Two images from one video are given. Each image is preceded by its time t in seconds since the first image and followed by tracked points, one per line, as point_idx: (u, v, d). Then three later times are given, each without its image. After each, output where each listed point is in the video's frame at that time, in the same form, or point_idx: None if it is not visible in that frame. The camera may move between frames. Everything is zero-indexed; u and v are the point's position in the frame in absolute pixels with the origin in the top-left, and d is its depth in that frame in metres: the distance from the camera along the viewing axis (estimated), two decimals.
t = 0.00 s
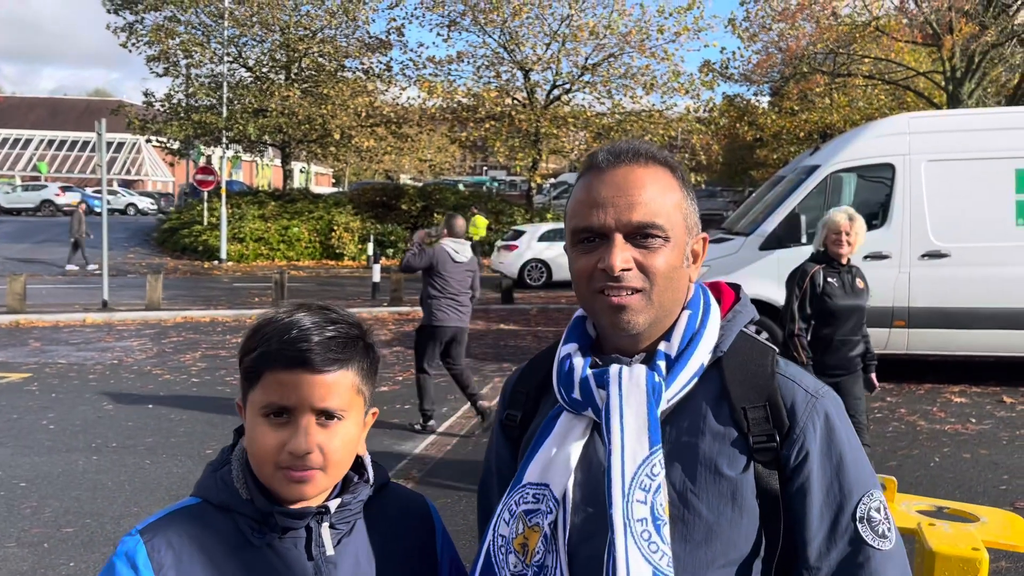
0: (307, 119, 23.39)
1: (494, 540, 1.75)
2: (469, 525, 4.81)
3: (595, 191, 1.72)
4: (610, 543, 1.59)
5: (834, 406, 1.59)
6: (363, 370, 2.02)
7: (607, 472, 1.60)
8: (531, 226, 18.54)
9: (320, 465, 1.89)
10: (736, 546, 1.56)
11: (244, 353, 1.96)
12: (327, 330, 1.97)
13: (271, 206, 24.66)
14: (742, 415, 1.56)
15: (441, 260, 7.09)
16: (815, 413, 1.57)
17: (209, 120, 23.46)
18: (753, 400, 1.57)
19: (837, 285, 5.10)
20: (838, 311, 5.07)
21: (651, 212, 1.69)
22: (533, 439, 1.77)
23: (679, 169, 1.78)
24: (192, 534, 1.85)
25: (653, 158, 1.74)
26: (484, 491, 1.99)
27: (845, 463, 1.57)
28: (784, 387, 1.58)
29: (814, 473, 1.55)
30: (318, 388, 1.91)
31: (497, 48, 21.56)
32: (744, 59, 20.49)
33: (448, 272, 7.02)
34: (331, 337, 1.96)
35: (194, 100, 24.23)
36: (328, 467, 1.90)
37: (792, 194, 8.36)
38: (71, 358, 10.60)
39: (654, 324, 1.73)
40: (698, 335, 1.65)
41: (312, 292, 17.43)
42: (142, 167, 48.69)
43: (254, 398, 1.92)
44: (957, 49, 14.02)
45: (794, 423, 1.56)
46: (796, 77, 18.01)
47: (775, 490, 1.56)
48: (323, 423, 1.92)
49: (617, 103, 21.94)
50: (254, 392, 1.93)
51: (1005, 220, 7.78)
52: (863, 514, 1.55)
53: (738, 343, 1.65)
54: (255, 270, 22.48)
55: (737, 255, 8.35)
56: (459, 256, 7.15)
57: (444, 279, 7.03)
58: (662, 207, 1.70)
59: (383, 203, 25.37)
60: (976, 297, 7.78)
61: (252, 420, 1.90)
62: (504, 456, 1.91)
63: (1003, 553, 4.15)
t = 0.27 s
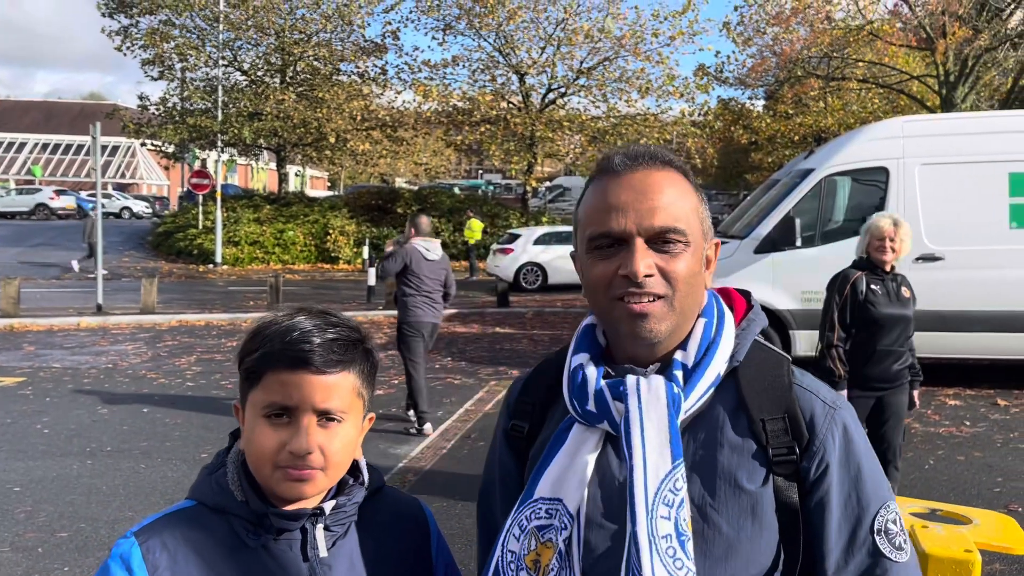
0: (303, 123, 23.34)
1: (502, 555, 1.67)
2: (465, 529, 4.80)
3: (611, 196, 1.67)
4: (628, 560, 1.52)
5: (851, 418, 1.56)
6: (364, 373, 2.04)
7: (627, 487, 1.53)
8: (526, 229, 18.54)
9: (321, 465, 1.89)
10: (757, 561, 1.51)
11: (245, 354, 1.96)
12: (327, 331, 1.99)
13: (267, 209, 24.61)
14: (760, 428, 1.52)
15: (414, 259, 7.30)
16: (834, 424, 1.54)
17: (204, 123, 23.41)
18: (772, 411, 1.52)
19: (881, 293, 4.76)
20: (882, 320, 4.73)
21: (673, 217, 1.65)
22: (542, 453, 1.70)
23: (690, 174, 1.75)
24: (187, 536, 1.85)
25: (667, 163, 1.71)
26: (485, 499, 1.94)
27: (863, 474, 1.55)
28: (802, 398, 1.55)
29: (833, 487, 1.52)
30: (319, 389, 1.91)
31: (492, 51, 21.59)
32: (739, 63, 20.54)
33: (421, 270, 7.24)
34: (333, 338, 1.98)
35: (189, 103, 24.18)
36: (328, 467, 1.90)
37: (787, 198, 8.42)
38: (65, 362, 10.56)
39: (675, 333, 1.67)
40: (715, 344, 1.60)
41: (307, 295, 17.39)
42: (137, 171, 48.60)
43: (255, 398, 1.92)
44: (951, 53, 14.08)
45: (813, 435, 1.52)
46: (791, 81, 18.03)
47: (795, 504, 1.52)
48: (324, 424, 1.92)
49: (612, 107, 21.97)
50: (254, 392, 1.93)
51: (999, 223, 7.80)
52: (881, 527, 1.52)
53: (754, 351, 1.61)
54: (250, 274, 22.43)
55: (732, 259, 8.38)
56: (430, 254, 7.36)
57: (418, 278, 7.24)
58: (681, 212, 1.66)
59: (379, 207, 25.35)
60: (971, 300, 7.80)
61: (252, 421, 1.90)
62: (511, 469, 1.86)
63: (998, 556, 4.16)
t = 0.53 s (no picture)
0: (298, 127, 23.30)
1: (522, 562, 1.63)
2: (462, 533, 4.80)
3: (659, 198, 1.64)
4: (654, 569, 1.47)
5: (894, 443, 1.50)
6: (361, 381, 2.04)
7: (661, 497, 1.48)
8: (522, 232, 18.57)
9: (317, 473, 1.90)
10: None
11: (243, 362, 1.97)
12: (326, 341, 1.99)
13: (262, 212, 24.60)
14: (799, 445, 1.46)
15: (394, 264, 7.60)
16: (876, 449, 1.48)
17: (200, 126, 23.39)
18: (814, 429, 1.47)
19: (913, 296, 4.24)
20: (914, 325, 4.23)
21: (723, 219, 1.62)
22: (570, 459, 1.65)
23: (737, 183, 1.73)
24: (185, 541, 1.86)
25: (717, 168, 1.69)
26: (506, 506, 1.90)
27: (905, 504, 1.48)
28: (843, 419, 1.49)
29: (873, 514, 1.45)
30: (316, 399, 1.92)
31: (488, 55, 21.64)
32: (734, 67, 20.61)
33: (401, 274, 7.56)
34: (330, 347, 1.99)
35: (185, 107, 24.17)
36: (324, 477, 1.91)
37: (781, 202, 8.47)
38: (60, 366, 10.55)
39: (718, 341, 1.62)
40: (756, 358, 1.56)
41: (303, 299, 17.39)
42: (132, 174, 48.59)
43: (253, 407, 1.92)
44: (945, 58, 14.15)
45: (853, 457, 1.47)
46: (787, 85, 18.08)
47: (830, 527, 1.46)
48: (320, 434, 1.93)
49: (608, 110, 22.03)
50: (252, 401, 1.94)
51: (993, 226, 7.84)
52: (919, 559, 1.46)
53: (795, 369, 1.57)
54: (245, 277, 22.43)
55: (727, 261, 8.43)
56: (408, 259, 7.69)
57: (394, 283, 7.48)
58: (730, 216, 1.63)
59: (374, 210, 25.36)
60: (968, 303, 7.83)
61: (250, 429, 1.91)
62: (534, 473, 1.81)
63: (993, 560, 4.17)
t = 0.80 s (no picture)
0: (295, 129, 23.23)
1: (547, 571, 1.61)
2: (458, 536, 4.80)
3: (693, 199, 1.62)
4: None
5: (938, 461, 1.46)
6: (350, 378, 2.04)
7: (690, 511, 1.47)
8: (518, 235, 18.60)
9: (308, 469, 1.90)
10: None
11: (232, 362, 1.98)
12: (313, 338, 2.00)
13: (258, 215, 24.57)
14: (837, 462, 1.43)
15: (370, 261, 7.81)
16: (919, 469, 1.44)
17: (196, 129, 23.36)
18: (851, 446, 1.44)
19: (953, 312, 4.08)
20: (954, 344, 4.06)
21: (757, 220, 1.59)
22: (598, 466, 1.64)
23: (772, 183, 1.70)
24: (180, 543, 1.86)
25: (750, 168, 1.66)
26: (531, 512, 1.91)
27: (948, 526, 1.44)
28: (884, 435, 1.45)
29: (914, 533, 1.42)
30: (303, 394, 1.92)
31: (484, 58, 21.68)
32: (729, 70, 20.66)
33: (377, 271, 7.77)
34: (317, 345, 1.99)
35: (181, 109, 24.14)
36: (316, 473, 1.92)
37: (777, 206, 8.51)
38: (55, 368, 10.53)
39: (753, 348, 1.60)
40: (794, 369, 1.52)
41: (299, 301, 17.38)
42: (128, 176, 48.57)
43: (241, 407, 1.93)
44: (940, 61, 14.20)
45: (895, 476, 1.43)
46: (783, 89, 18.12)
47: (868, 546, 1.43)
48: (309, 431, 1.93)
49: (604, 113, 22.07)
50: (239, 402, 1.95)
51: (988, 230, 7.86)
52: None
53: (836, 380, 1.53)
54: (241, 280, 22.41)
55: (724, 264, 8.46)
56: (383, 257, 7.90)
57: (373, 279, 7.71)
58: (765, 218, 1.60)
59: (371, 212, 25.38)
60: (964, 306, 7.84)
61: (241, 429, 1.91)
62: (562, 479, 1.80)
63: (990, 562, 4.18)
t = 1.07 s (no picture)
0: (291, 131, 23.24)
1: (567, 569, 1.63)
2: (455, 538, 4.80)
3: (720, 204, 1.61)
4: None
5: (972, 480, 1.44)
6: (345, 380, 2.03)
7: (710, 520, 1.47)
8: (516, 237, 18.62)
9: (306, 473, 1.90)
10: None
11: (227, 367, 1.98)
12: (309, 342, 1.99)
13: (255, 217, 24.54)
14: (863, 477, 1.43)
15: (341, 268, 8.28)
16: (950, 488, 1.42)
17: (193, 131, 23.33)
18: (879, 461, 1.43)
19: (996, 311, 3.71)
20: (998, 345, 3.71)
21: (784, 229, 1.57)
22: (623, 466, 1.65)
23: (811, 187, 1.67)
24: (179, 545, 1.86)
25: (785, 171, 1.63)
26: (555, 507, 1.91)
27: (978, 548, 1.42)
28: (915, 451, 1.43)
29: (943, 552, 1.40)
30: (299, 400, 1.92)
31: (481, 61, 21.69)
32: (727, 73, 20.68)
33: (348, 278, 8.29)
34: (313, 348, 1.98)
35: (177, 111, 24.08)
36: (315, 476, 1.92)
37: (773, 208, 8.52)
38: (52, 370, 10.51)
39: (778, 357, 1.58)
40: (823, 380, 1.52)
41: (296, 304, 17.36)
42: (125, 178, 48.54)
43: (237, 411, 1.93)
44: (936, 64, 14.24)
45: (924, 495, 1.42)
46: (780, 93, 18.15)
47: (894, 565, 1.42)
48: (307, 436, 1.92)
49: (601, 116, 22.11)
50: (235, 408, 1.95)
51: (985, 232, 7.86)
52: None
53: (867, 393, 1.52)
54: (238, 282, 22.38)
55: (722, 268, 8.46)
56: (352, 263, 8.35)
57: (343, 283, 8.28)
58: (796, 225, 1.58)
59: (368, 215, 25.38)
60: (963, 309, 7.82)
61: (236, 434, 1.92)
62: (586, 475, 1.80)
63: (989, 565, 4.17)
